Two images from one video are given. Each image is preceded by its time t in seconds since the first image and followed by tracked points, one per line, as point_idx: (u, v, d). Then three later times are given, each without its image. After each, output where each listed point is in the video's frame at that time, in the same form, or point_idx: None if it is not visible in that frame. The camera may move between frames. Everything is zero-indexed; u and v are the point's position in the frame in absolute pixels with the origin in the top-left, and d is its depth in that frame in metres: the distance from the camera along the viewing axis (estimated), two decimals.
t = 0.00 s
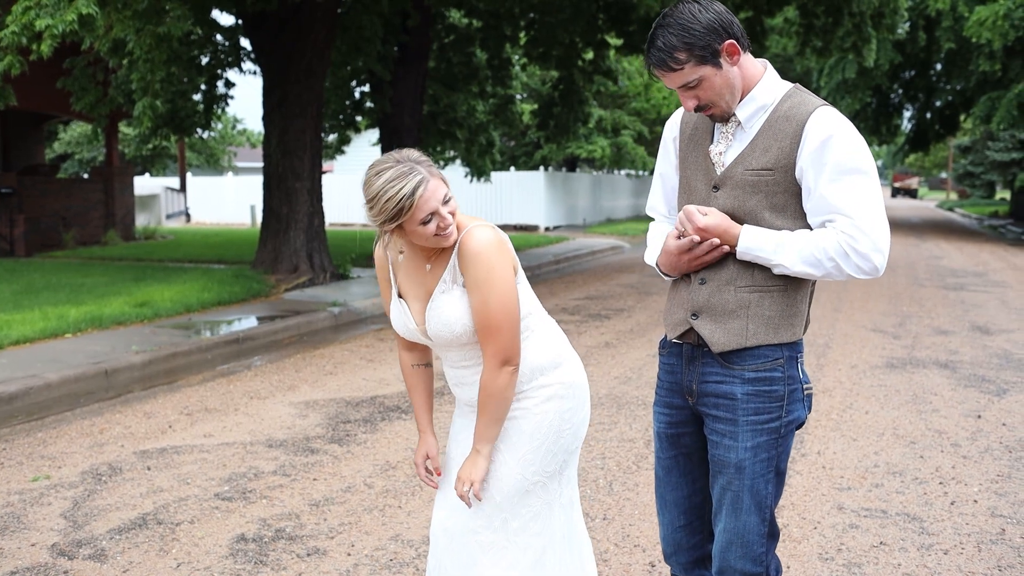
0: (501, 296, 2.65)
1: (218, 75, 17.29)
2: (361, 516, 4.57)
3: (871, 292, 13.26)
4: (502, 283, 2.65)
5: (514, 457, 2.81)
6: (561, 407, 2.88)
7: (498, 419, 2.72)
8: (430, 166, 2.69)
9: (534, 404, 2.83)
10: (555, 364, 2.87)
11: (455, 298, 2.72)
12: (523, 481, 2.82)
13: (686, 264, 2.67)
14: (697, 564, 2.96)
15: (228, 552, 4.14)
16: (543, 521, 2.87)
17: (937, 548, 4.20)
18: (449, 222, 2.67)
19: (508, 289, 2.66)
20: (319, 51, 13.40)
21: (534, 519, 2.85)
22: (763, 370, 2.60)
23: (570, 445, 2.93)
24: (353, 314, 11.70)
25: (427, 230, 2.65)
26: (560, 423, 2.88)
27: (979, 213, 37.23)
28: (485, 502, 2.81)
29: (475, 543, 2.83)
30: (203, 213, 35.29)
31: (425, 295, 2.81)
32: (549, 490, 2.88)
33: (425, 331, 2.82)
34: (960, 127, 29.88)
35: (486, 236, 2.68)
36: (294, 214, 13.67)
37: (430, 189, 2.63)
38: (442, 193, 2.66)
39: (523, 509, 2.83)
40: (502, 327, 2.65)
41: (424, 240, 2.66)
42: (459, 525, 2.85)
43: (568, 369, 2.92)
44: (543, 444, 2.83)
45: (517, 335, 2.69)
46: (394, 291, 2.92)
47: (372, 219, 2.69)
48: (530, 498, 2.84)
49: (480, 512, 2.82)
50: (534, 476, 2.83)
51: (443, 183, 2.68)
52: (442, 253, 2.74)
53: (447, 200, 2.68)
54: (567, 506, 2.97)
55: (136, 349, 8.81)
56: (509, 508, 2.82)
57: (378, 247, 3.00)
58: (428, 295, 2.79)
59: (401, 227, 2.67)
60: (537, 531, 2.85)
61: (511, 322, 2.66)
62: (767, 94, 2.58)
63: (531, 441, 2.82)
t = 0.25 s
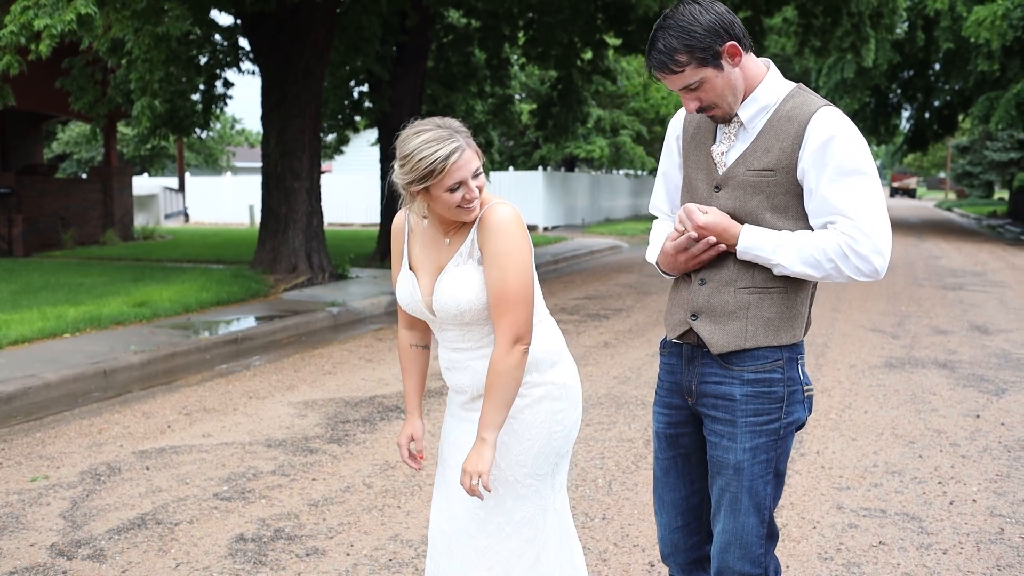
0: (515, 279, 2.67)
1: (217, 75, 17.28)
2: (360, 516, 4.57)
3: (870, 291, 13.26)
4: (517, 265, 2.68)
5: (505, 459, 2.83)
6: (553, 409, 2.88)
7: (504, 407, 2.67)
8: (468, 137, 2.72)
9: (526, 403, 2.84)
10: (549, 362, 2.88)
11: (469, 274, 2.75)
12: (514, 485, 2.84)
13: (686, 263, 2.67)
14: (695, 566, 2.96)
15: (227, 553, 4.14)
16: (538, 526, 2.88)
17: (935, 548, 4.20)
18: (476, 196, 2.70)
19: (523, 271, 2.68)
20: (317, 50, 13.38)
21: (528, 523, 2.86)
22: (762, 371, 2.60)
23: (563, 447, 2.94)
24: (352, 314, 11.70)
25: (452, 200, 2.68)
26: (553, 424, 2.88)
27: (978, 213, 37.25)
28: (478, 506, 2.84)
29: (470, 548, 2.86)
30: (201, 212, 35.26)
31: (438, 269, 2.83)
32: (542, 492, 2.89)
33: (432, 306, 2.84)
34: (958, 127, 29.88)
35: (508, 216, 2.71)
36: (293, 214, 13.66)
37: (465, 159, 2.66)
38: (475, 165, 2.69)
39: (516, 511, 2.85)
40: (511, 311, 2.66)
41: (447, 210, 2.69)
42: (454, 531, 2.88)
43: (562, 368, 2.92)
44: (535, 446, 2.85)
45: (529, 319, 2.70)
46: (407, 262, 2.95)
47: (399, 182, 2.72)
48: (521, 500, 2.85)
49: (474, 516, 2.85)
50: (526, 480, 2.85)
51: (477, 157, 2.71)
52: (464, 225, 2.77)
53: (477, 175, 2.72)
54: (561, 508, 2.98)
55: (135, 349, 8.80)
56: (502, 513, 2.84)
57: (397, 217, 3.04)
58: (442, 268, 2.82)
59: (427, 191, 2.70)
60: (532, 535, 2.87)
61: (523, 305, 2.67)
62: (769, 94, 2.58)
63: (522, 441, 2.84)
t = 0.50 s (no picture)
0: (527, 271, 2.70)
1: (216, 76, 17.28)
2: (360, 517, 4.57)
3: (869, 292, 13.27)
4: (531, 257, 2.71)
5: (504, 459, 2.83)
6: (553, 411, 2.89)
7: (513, 398, 2.65)
8: (495, 120, 2.78)
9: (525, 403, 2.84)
10: (550, 362, 2.88)
11: (481, 261, 2.79)
12: (515, 487, 2.84)
13: (687, 262, 2.67)
14: (692, 568, 2.96)
15: (227, 553, 4.14)
16: (536, 529, 2.88)
17: (935, 549, 4.21)
18: (495, 181, 2.75)
19: (536, 267, 2.71)
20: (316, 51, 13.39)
21: (527, 525, 2.86)
22: (763, 374, 2.60)
23: (563, 449, 2.94)
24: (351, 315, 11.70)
25: (472, 182, 2.74)
26: (552, 425, 2.89)
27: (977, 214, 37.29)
28: (478, 507, 2.85)
29: (470, 551, 2.86)
30: (200, 213, 35.25)
31: (452, 254, 2.88)
32: (542, 493, 2.90)
33: (440, 291, 2.88)
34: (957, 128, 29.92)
35: (525, 208, 2.76)
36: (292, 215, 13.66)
37: (489, 140, 2.71)
38: (499, 149, 2.75)
39: (515, 512, 2.85)
40: (519, 303, 2.69)
41: (466, 190, 2.75)
42: (456, 534, 2.89)
43: (563, 370, 2.93)
44: (534, 446, 2.85)
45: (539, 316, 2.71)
46: (421, 246, 3.00)
47: (424, 157, 2.79)
48: (520, 501, 2.85)
49: (475, 518, 2.85)
50: (525, 480, 2.85)
51: (501, 143, 2.76)
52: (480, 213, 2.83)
53: (499, 160, 2.77)
54: (561, 510, 2.98)
55: (134, 350, 8.80)
56: (502, 515, 2.84)
57: (418, 203, 3.10)
58: (455, 253, 2.86)
59: (448, 168, 2.76)
60: (531, 538, 2.87)
61: (532, 297, 2.69)
62: (773, 95, 2.58)
63: (522, 441, 2.84)
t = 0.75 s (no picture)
0: (540, 262, 2.74)
1: (215, 76, 17.28)
2: (360, 517, 4.57)
3: (869, 291, 13.27)
4: (544, 248, 2.75)
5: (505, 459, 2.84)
6: (556, 410, 2.88)
7: (519, 383, 2.70)
8: (511, 110, 2.84)
9: (528, 402, 2.85)
10: (554, 360, 2.88)
11: (492, 249, 2.81)
12: (517, 488, 2.85)
13: (687, 259, 2.67)
14: (689, 569, 2.96)
15: (227, 553, 4.14)
16: (538, 529, 2.88)
17: (935, 548, 4.21)
18: (508, 169, 2.79)
19: (549, 258, 2.75)
20: (316, 51, 13.38)
21: (528, 526, 2.86)
22: (763, 374, 2.61)
23: (565, 449, 2.94)
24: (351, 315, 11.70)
25: (488, 168, 2.78)
26: (553, 425, 2.89)
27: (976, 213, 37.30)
28: (481, 507, 2.86)
29: (473, 551, 2.88)
30: (200, 213, 35.24)
31: (462, 242, 2.90)
32: (544, 493, 2.90)
33: (447, 280, 2.89)
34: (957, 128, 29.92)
35: (537, 199, 2.79)
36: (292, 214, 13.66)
37: (504, 126, 2.77)
38: (513, 137, 2.80)
39: (515, 512, 2.85)
40: (530, 293, 2.73)
41: (480, 175, 2.79)
42: (459, 534, 2.91)
43: (567, 369, 2.92)
44: (535, 445, 2.85)
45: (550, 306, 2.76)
46: (431, 235, 3.02)
47: (442, 142, 2.83)
48: (521, 501, 2.86)
49: (477, 518, 2.87)
50: (526, 480, 2.86)
51: (516, 131, 2.81)
52: (493, 203, 2.86)
53: (512, 148, 2.81)
54: (562, 510, 2.98)
55: (134, 349, 8.80)
56: (503, 516, 2.85)
57: (432, 197, 3.14)
58: (464, 241, 2.88)
59: (462, 152, 2.81)
60: (533, 538, 2.87)
61: (544, 287, 2.74)
62: (778, 96, 2.59)
63: (523, 440, 2.85)
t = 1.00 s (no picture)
0: (546, 253, 2.75)
1: (216, 76, 17.28)
2: (362, 517, 4.57)
3: (869, 292, 13.27)
4: (550, 239, 2.76)
5: (504, 460, 2.84)
6: (556, 411, 2.88)
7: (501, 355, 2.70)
8: (521, 103, 2.90)
9: (527, 403, 2.84)
10: (554, 360, 2.87)
11: (497, 241, 2.82)
12: (518, 490, 2.85)
13: (687, 253, 2.67)
14: (691, 569, 2.96)
15: (229, 554, 4.14)
16: (538, 530, 2.87)
17: (937, 548, 4.21)
18: (515, 159, 2.83)
19: (555, 250, 2.76)
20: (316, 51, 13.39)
21: (528, 528, 2.86)
22: (767, 374, 2.60)
23: (565, 450, 2.93)
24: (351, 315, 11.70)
25: (496, 157, 2.83)
26: (554, 427, 2.88)
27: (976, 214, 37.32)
28: (481, 510, 2.86)
29: (474, 554, 2.88)
30: (200, 213, 35.25)
31: (468, 234, 2.92)
32: (544, 497, 2.89)
33: (452, 273, 2.90)
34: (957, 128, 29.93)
35: (543, 190, 2.80)
36: (292, 215, 13.66)
37: (511, 115, 2.83)
38: (521, 128, 2.85)
39: (516, 515, 2.85)
40: (535, 282, 2.73)
41: (486, 163, 2.83)
42: (462, 537, 2.92)
43: (567, 369, 2.92)
44: (534, 446, 2.84)
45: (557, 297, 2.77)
46: (440, 231, 3.05)
47: (453, 132, 2.89)
48: (520, 504, 2.85)
49: (478, 520, 2.87)
50: (526, 482, 2.85)
51: (524, 123, 2.86)
52: (501, 195, 2.89)
53: (520, 139, 2.86)
54: (561, 512, 2.97)
55: (135, 349, 8.80)
56: (503, 518, 2.85)
57: (443, 197, 3.18)
58: (471, 234, 2.90)
59: (471, 141, 2.86)
60: (533, 540, 2.86)
61: (550, 277, 2.74)
62: (784, 97, 2.59)
63: (522, 441, 2.84)
